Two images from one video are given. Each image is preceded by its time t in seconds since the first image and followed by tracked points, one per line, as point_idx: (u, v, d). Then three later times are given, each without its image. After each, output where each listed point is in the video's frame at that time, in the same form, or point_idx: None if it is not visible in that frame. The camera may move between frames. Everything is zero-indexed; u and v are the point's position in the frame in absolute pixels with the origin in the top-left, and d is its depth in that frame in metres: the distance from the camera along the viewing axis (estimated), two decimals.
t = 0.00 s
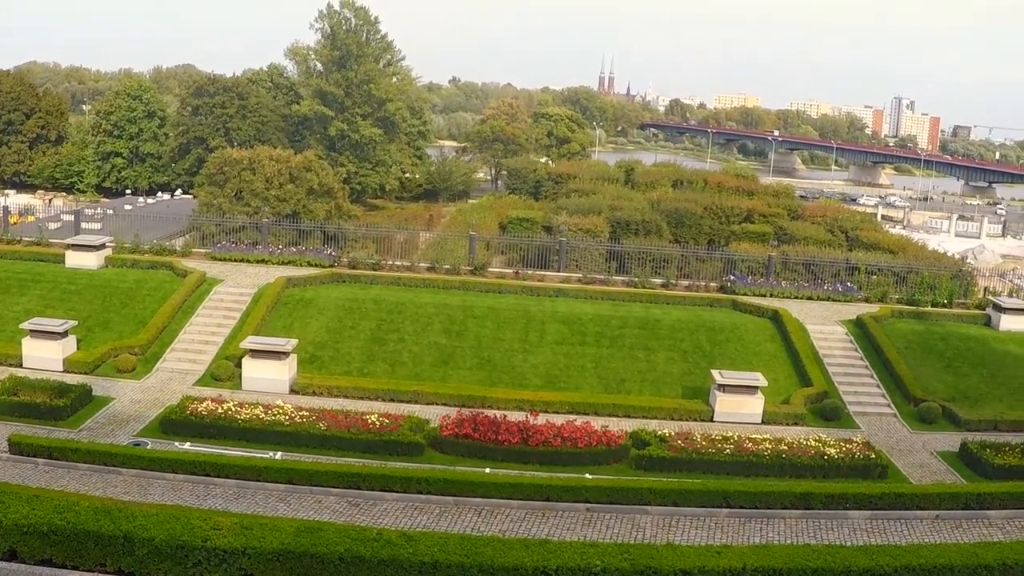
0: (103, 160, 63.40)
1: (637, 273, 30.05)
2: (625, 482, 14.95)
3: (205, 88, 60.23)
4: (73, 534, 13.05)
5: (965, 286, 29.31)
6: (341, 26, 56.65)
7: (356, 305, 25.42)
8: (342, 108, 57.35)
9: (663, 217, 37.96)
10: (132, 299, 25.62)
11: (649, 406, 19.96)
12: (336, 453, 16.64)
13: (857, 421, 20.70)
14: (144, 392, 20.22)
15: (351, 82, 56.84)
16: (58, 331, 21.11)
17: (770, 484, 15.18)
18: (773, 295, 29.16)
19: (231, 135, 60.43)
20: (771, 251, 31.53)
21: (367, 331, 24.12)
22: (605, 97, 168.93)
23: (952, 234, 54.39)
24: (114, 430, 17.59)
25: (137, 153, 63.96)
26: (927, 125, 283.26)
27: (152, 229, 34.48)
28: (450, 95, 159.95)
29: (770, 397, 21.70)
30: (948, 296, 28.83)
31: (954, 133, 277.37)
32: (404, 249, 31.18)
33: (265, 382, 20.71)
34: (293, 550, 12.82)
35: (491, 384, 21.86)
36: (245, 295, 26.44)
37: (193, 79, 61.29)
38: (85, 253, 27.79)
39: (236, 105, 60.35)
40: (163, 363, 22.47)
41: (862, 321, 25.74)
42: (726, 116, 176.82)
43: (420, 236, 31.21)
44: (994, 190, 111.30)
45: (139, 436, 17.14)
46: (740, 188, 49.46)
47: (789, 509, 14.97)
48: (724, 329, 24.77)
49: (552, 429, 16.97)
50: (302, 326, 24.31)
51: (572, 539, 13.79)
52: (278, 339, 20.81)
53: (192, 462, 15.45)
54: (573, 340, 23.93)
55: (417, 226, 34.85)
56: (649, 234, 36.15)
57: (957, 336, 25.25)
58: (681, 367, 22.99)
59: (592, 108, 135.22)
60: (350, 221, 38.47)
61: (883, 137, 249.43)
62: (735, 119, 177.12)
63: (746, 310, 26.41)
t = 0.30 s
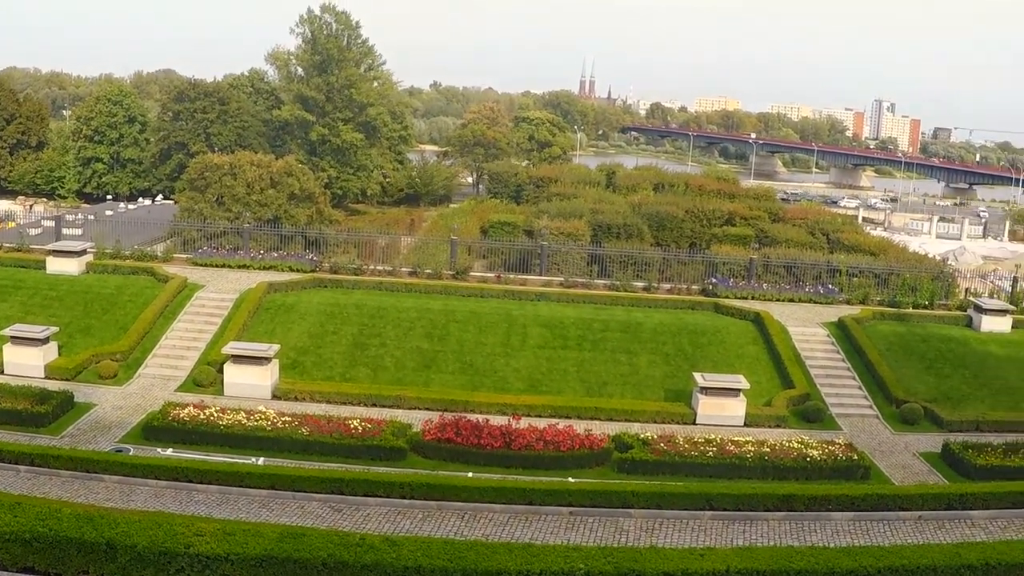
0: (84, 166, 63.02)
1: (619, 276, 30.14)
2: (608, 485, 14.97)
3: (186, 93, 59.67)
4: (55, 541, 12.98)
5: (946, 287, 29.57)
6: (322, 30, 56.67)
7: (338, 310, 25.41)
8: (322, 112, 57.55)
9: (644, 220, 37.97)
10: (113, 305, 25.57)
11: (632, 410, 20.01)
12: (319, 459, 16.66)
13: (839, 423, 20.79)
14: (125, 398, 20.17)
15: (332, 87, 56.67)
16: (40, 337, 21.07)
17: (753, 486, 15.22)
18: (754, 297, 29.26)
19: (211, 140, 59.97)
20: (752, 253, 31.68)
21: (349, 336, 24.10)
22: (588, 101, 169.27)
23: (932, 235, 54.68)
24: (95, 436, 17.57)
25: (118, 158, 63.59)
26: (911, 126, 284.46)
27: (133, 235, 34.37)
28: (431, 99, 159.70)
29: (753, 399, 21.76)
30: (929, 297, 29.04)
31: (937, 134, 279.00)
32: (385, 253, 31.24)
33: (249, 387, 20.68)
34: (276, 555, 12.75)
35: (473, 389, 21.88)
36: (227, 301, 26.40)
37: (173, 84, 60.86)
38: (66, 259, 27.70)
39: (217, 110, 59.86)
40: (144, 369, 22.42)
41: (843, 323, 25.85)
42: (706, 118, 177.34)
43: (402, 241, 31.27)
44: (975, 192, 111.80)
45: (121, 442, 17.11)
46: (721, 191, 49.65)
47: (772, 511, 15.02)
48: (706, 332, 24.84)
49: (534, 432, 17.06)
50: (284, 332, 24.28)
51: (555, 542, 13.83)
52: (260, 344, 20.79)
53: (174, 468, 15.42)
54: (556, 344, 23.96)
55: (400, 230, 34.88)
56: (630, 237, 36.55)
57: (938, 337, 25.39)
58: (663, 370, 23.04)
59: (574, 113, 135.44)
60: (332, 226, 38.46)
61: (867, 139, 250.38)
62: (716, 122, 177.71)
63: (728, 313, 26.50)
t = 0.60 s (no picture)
0: (69, 172, 62.74)
1: (604, 282, 30.18)
2: (594, 492, 14.98)
3: (170, 100, 59.69)
4: (40, 549, 12.90)
5: (932, 293, 29.67)
6: (307, 37, 56.36)
7: (323, 317, 25.40)
8: (307, 119, 57.46)
9: (630, 226, 37.93)
10: (98, 313, 25.51)
11: (618, 416, 20.07)
12: (305, 466, 16.67)
13: (825, 428, 20.86)
14: (111, 405, 20.13)
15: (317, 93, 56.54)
16: (24, 344, 21.02)
17: (739, 493, 15.26)
18: (739, 303, 29.33)
19: (197, 147, 59.65)
20: (737, 259, 31.78)
21: (334, 343, 24.09)
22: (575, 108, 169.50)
23: (917, 241, 54.96)
24: (80, 444, 17.53)
25: (103, 165, 63.34)
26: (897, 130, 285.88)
27: (118, 242, 34.29)
28: (417, 105, 159.70)
29: (738, 405, 21.80)
30: (914, 303, 29.18)
31: (917, 140, 281.91)
32: (370, 260, 31.39)
33: (235, 394, 20.65)
34: (262, 563, 12.64)
35: (459, 395, 21.89)
36: (212, 308, 26.37)
37: (159, 90, 60.76)
38: (51, 266, 27.62)
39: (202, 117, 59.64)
40: (129, 376, 22.36)
41: (828, 328, 25.94)
42: (692, 125, 177.75)
43: (387, 247, 31.40)
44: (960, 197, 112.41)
45: (106, 450, 17.09)
46: (706, 198, 49.80)
47: (758, 517, 15.05)
48: (692, 338, 24.91)
49: (521, 439, 17.09)
50: (269, 339, 24.26)
51: (542, 548, 13.85)
52: (245, 351, 20.77)
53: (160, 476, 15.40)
54: (541, 351, 23.99)
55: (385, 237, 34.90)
56: (616, 243, 36.61)
57: (924, 342, 25.49)
58: (649, 376, 23.07)
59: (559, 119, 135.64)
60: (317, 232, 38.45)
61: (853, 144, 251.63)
62: (701, 128, 178.12)
63: (713, 319, 26.56)
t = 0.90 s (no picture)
0: (59, 175, 62.56)
1: (594, 285, 30.21)
2: (585, 494, 14.98)
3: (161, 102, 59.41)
4: (31, 553, 12.84)
5: (922, 294, 29.84)
6: (297, 39, 56.45)
7: (314, 320, 25.38)
8: (298, 121, 57.32)
9: (620, 228, 38.02)
10: (89, 315, 25.47)
11: (608, 418, 20.09)
12: (296, 469, 16.67)
13: (816, 429, 20.90)
14: (101, 409, 20.11)
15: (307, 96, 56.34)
16: (15, 348, 20.98)
17: (731, 495, 15.28)
18: (730, 305, 29.40)
19: (187, 150, 59.68)
20: (728, 261, 31.82)
21: (325, 346, 24.07)
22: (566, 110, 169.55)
23: (907, 242, 55.08)
24: (70, 447, 17.51)
25: (93, 168, 63.17)
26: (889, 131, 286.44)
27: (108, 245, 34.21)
28: (408, 107, 159.71)
29: (729, 407, 21.81)
30: (905, 304, 29.31)
31: (907, 142, 283.24)
32: (361, 263, 31.27)
33: (227, 396, 20.63)
34: (253, 566, 12.59)
35: (450, 398, 21.90)
36: (203, 311, 26.33)
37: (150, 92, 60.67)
38: (41, 269, 27.55)
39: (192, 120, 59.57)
40: (120, 379, 22.33)
41: (819, 330, 25.99)
42: (683, 125, 177.73)
43: (377, 250, 31.27)
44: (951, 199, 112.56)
45: (97, 453, 17.07)
46: (696, 200, 49.86)
47: (749, 519, 15.08)
48: (682, 340, 24.93)
49: (512, 441, 17.11)
50: (259, 341, 24.24)
51: (533, 550, 13.86)
52: (236, 354, 20.76)
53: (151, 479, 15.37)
54: (533, 353, 24.00)
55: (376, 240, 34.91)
56: (607, 245, 36.52)
57: (915, 343, 25.56)
58: (640, 378, 23.10)
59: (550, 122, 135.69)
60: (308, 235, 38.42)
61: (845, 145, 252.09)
62: (691, 129, 178.19)
63: (704, 321, 26.59)
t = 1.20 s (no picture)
0: (46, 180, 62.35)
1: (583, 287, 30.25)
2: (574, 497, 14.99)
3: (148, 106, 59.27)
4: (20, 559, 12.80)
5: (909, 295, 29.95)
6: (284, 43, 56.53)
7: (303, 324, 25.37)
8: (286, 125, 57.23)
9: (608, 231, 38.02)
10: (77, 321, 25.43)
11: (597, 421, 20.12)
12: (285, 474, 16.67)
13: (805, 430, 20.95)
14: (90, 414, 20.08)
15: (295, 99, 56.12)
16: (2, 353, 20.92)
17: (721, 497, 15.28)
18: (717, 306, 29.52)
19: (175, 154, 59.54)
20: (716, 262, 31.88)
21: (313, 350, 24.06)
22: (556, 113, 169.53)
23: (894, 244, 55.20)
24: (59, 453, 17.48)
25: (80, 173, 62.98)
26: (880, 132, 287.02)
27: (95, 251, 34.10)
28: (397, 111, 159.59)
29: (718, 409, 21.84)
30: (893, 305, 29.35)
31: (897, 142, 284.08)
32: (349, 267, 31.22)
33: (216, 401, 20.60)
34: (243, 570, 12.59)
35: (439, 401, 21.91)
36: (191, 316, 26.30)
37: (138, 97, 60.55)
38: (29, 275, 27.45)
39: (180, 124, 59.35)
40: (108, 385, 22.29)
41: (808, 331, 26.04)
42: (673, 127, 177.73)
43: (365, 253, 31.14)
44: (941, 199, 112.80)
45: (85, 459, 17.05)
46: (684, 202, 49.90)
47: (738, 520, 15.11)
48: (671, 343, 24.96)
49: (501, 444, 17.14)
50: (249, 346, 24.23)
51: (523, 553, 13.85)
52: (224, 358, 20.73)
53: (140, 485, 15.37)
54: (522, 356, 24.02)
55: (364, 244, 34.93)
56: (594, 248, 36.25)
57: (903, 343, 25.62)
58: (629, 380, 23.12)
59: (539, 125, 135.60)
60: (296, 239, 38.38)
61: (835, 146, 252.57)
62: (680, 131, 178.18)
63: (692, 323, 26.63)
